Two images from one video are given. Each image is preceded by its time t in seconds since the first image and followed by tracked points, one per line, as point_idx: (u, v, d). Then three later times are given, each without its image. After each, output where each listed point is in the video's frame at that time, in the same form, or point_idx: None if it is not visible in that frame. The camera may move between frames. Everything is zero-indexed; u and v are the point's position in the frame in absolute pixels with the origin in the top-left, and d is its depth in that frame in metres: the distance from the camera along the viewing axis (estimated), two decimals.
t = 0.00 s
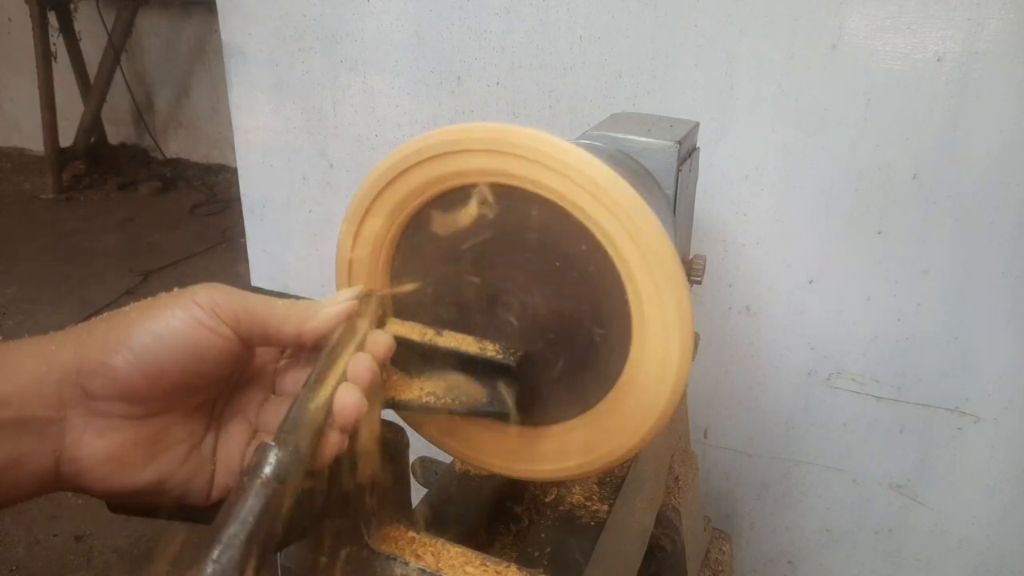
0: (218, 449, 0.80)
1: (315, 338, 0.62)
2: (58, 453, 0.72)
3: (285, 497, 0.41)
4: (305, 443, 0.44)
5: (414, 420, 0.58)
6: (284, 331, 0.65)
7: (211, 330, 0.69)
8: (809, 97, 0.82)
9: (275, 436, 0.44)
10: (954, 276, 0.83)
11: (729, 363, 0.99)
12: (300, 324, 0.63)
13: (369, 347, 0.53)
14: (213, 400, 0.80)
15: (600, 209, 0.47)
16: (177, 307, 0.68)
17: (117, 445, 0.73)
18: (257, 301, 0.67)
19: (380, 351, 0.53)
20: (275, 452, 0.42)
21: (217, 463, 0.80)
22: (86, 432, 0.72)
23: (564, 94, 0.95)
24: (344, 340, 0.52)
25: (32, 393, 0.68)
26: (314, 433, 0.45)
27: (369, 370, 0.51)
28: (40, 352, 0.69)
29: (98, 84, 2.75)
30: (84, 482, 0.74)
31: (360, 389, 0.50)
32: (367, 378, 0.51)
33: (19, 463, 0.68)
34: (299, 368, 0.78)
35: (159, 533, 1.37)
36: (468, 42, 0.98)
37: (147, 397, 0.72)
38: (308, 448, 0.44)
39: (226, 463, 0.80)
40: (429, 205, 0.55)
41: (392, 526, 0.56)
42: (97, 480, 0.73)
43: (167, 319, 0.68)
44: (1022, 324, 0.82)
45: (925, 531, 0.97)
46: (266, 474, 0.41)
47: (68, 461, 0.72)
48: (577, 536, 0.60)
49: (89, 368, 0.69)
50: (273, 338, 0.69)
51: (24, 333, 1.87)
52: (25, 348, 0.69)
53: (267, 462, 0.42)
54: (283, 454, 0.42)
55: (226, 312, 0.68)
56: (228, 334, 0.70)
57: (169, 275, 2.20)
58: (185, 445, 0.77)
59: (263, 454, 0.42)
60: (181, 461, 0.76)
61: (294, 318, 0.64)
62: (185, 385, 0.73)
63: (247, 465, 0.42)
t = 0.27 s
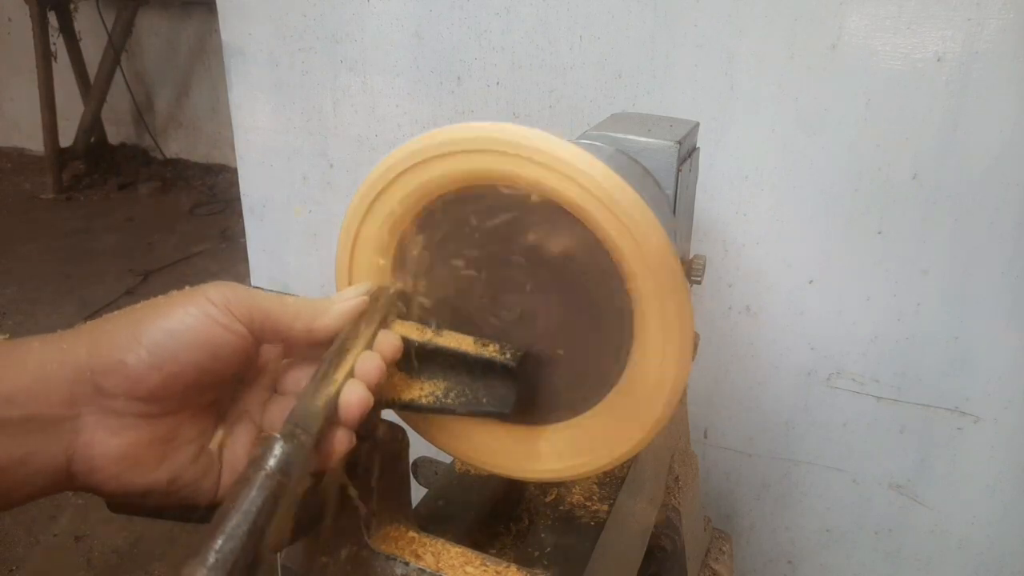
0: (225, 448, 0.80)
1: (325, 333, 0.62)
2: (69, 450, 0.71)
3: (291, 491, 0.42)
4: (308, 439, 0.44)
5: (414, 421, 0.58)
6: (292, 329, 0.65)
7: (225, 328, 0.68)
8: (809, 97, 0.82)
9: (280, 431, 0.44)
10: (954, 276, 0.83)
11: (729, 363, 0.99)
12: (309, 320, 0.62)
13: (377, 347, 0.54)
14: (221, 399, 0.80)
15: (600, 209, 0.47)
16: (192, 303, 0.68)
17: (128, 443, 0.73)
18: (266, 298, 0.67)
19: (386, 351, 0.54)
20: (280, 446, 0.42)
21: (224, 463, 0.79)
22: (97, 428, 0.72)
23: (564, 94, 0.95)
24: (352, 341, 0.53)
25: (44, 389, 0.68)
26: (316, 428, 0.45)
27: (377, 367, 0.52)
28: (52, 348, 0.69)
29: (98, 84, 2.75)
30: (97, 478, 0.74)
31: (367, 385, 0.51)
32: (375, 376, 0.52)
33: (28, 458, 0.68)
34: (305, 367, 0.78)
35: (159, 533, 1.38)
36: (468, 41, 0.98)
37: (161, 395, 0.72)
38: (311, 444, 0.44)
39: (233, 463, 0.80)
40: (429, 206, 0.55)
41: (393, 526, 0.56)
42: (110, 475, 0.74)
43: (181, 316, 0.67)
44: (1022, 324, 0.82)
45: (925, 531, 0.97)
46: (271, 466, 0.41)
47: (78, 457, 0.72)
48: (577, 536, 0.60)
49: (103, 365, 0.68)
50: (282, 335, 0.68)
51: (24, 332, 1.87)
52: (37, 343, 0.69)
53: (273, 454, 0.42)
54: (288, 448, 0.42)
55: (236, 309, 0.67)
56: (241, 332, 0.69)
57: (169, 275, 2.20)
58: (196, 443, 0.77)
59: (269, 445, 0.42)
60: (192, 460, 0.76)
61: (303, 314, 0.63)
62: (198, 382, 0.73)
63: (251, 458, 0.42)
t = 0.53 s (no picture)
0: (216, 451, 0.81)
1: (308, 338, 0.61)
2: (56, 460, 0.73)
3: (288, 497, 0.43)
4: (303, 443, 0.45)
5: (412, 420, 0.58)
6: (275, 334, 0.64)
7: (203, 335, 0.69)
8: (809, 97, 0.82)
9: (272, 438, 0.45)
10: (954, 276, 0.83)
11: (729, 363, 0.99)
12: (292, 325, 0.62)
13: (364, 348, 0.53)
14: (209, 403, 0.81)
15: (599, 209, 0.47)
16: (168, 313, 0.68)
17: (113, 452, 0.74)
18: (248, 304, 0.67)
19: (373, 351, 0.53)
20: (273, 453, 0.43)
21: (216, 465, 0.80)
22: (82, 439, 0.73)
23: (564, 94, 0.95)
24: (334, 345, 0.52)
25: (28, 403, 0.68)
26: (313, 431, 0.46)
27: (362, 371, 0.51)
28: (34, 361, 0.69)
29: (98, 84, 2.75)
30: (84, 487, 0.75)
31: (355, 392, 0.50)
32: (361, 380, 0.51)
33: (16, 471, 0.69)
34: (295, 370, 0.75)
35: (159, 533, 1.37)
36: (468, 41, 0.98)
37: (143, 402, 0.73)
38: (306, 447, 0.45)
39: (227, 465, 0.80)
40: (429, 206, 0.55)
41: (392, 526, 0.56)
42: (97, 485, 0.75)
43: (158, 326, 0.68)
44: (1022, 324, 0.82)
45: (925, 531, 0.97)
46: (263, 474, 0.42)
47: (66, 467, 0.73)
48: (577, 536, 0.60)
49: (83, 376, 0.69)
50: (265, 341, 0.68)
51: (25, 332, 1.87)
52: (18, 355, 0.69)
53: (266, 463, 0.43)
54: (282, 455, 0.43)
55: (216, 317, 0.68)
56: (219, 339, 0.70)
57: (169, 275, 2.20)
58: (183, 448, 0.78)
59: (261, 455, 0.43)
60: (178, 465, 0.78)
61: (286, 320, 0.63)
62: (178, 389, 0.74)
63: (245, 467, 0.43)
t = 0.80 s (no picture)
0: (220, 451, 0.80)
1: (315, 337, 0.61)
2: (60, 459, 0.71)
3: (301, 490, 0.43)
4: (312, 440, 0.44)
5: (412, 421, 0.58)
6: (282, 333, 0.65)
7: (212, 334, 0.68)
8: (809, 97, 0.82)
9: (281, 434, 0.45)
10: (954, 276, 0.83)
11: (729, 362, 0.99)
12: (300, 324, 0.62)
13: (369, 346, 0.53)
14: (213, 402, 0.80)
15: (603, 210, 0.47)
16: (178, 310, 0.67)
17: (119, 451, 0.73)
18: (256, 302, 0.66)
19: (379, 351, 0.53)
20: (284, 449, 0.42)
21: (219, 465, 0.80)
22: (88, 437, 0.72)
23: (564, 94, 0.95)
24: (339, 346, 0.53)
25: (35, 400, 0.68)
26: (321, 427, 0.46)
27: (371, 371, 0.51)
28: (39, 359, 0.68)
29: (98, 84, 2.75)
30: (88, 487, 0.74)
31: (362, 390, 0.50)
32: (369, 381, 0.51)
33: (21, 469, 0.68)
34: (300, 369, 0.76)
35: (160, 533, 1.37)
36: (468, 41, 0.98)
37: (150, 402, 0.72)
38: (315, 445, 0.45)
39: (230, 465, 0.80)
40: (428, 206, 0.54)
41: (393, 526, 0.56)
42: (101, 485, 0.74)
43: (167, 324, 0.67)
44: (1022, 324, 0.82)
45: (925, 531, 0.97)
46: (275, 471, 0.42)
47: (70, 466, 0.72)
48: (577, 536, 0.60)
49: (91, 374, 0.68)
50: (272, 339, 0.67)
51: (24, 332, 1.87)
52: (23, 354, 0.68)
53: (277, 458, 0.42)
54: (293, 450, 0.43)
55: (224, 315, 0.67)
56: (229, 338, 0.69)
57: (168, 275, 2.20)
58: (187, 449, 0.77)
59: (272, 450, 0.42)
60: (183, 465, 0.77)
61: (293, 318, 0.63)
62: (186, 388, 0.73)
63: (256, 462, 0.43)
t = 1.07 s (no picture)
0: (222, 451, 0.80)
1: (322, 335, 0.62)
2: (64, 458, 0.71)
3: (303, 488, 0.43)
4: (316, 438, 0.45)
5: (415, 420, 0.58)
6: (287, 331, 0.65)
7: (218, 332, 0.69)
8: (809, 97, 0.82)
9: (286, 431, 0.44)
10: (954, 276, 0.83)
11: (729, 363, 0.99)
12: (306, 322, 0.62)
13: (374, 346, 0.53)
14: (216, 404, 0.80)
15: (603, 210, 0.47)
16: (185, 309, 0.68)
17: (124, 450, 0.72)
18: (261, 300, 0.66)
19: (383, 350, 0.53)
20: (286, 448, 0.43)
21: (222, 465, 0.79)
22: (93, 437, 0.71)
23: (564, 94, 0.95)
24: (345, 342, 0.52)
25: (41, 399, 0.67)
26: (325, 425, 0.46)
27: (376, 371, 0.52)
28: (44, 357, 0.68)
29: (98, 84, 2.75)
30: (91, 487, 0.73)
31: (367, 390, 0.51)
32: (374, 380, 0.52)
33: (25, 468, 0.67)
34: (305, 367, 0.78)
35: (160, 533, 1.37)
36: (468, 41, 0.98)
37: (156, 401, 0.72)
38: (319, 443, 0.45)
39: (232, 464, 0.80)
40: (429, 205, 0.55)
41: (392, 526, 0.56)
42: (105, 485, 0.73)
43: (175, 322, 0.68)
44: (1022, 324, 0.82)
45: (925, 531, 0.97)
46: (279, 468, 0.42)
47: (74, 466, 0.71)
48: (577, 536, 0.60)
49: (98, 371, 0.68)
50: (278, 337, 0.67)
51: (24, 332, 1.87)
52: (28, 353, 0.68)
53: (279, 458, 0.42)
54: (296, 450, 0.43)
55: (231, 314, 0.67)
56: (235, 336, 0.69)
57: (168, 275, 2.20)
58: (190, 449, 0.77)
59: (275, 449, 0.43)
60: (188, 464, 0.76)
61: (297, 316, 0.63)
62: (192, 387, 0.73)
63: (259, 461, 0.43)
